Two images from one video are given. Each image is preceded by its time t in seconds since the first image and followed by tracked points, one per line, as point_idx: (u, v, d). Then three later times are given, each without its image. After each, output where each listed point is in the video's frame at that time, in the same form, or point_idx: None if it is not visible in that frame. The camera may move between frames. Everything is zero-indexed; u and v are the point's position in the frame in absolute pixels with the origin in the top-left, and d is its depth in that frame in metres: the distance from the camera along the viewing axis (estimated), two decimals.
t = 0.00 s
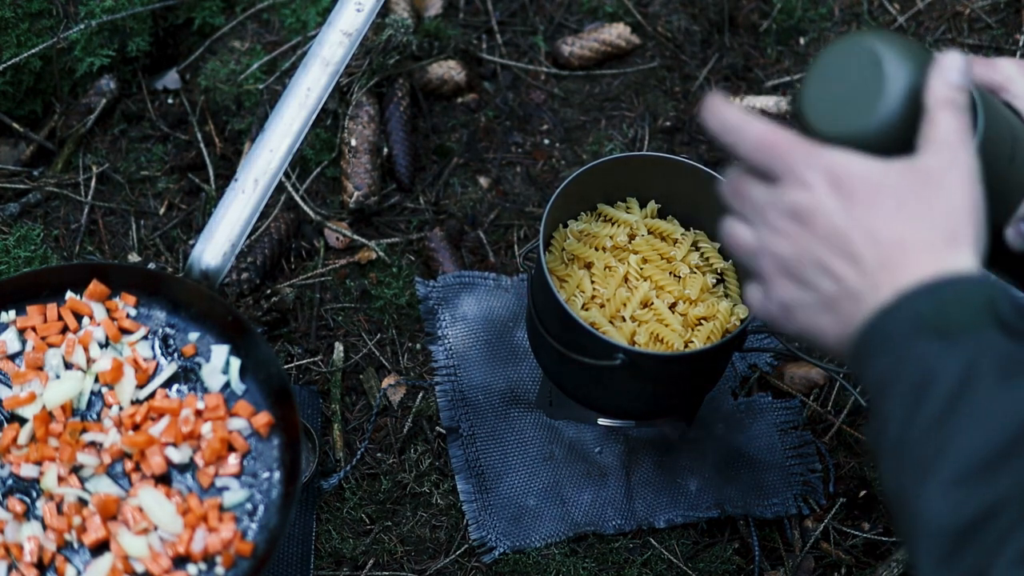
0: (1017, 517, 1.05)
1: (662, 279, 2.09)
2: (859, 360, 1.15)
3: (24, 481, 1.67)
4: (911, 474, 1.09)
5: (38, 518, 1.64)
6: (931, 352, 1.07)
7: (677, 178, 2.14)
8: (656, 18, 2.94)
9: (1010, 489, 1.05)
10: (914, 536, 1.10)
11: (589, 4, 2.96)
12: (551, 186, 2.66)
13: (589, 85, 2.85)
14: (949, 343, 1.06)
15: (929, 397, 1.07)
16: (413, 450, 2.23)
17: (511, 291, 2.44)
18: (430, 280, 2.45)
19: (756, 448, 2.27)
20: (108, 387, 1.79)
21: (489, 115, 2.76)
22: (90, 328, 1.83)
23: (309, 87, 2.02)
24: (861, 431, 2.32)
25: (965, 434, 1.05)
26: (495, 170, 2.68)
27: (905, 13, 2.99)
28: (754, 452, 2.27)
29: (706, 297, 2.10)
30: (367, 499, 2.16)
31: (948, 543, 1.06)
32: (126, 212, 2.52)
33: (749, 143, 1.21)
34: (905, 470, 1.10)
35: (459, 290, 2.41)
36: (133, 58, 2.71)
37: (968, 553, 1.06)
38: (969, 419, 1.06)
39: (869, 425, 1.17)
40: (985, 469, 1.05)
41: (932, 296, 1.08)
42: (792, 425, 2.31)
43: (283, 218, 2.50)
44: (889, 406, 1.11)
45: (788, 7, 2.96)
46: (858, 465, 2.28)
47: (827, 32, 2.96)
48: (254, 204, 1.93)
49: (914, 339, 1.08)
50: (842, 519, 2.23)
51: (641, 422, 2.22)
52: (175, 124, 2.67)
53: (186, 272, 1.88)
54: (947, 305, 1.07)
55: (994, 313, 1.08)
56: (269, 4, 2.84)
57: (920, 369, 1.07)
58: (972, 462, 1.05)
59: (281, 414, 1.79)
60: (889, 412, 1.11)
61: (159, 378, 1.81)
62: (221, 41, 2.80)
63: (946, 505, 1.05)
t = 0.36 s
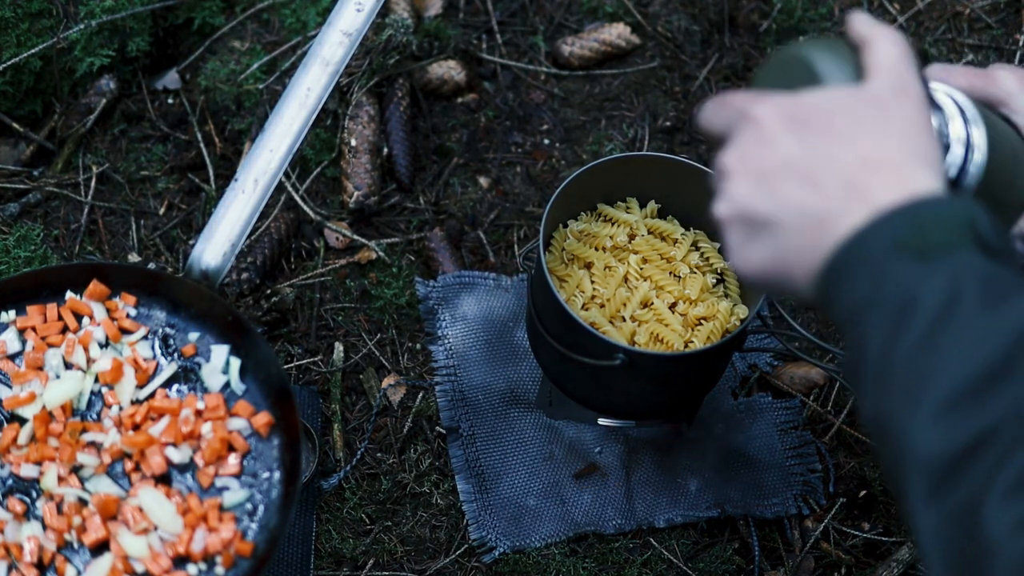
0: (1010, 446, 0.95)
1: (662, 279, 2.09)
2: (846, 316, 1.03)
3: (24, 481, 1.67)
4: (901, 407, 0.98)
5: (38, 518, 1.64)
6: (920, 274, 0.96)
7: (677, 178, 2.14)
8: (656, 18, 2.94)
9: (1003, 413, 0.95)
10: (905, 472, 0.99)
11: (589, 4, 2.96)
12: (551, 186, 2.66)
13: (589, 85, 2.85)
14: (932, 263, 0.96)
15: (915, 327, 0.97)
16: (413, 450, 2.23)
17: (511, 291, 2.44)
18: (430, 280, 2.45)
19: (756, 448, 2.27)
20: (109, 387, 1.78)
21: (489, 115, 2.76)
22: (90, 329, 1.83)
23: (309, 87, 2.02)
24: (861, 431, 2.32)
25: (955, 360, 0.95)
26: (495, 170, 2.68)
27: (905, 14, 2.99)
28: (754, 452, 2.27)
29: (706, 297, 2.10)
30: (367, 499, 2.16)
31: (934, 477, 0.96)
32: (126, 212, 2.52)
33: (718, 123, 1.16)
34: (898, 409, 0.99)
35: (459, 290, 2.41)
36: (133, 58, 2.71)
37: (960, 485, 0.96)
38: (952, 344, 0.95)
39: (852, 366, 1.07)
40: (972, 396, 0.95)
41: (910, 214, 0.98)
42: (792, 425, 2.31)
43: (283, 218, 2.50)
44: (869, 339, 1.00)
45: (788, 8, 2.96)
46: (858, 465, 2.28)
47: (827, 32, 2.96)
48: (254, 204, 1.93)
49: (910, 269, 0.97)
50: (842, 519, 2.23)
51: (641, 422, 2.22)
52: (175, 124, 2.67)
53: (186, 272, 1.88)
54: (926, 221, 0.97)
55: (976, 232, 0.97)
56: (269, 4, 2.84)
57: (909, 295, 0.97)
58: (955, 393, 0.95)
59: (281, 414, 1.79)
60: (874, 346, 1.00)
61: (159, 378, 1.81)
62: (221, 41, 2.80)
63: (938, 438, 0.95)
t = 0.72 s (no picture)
0: None
1: (662, 279, 2.09)
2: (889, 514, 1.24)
3: (24, 481, 1.67)
4: None
5: (38, 518, 1.64)
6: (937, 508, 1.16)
7: (678, 178, 2.14)
8: (656, 18, 2.94)
9: None
10: None
11: (589, 4, 2.96)
12: (551, 186, 2.66)
13: (589, 85, 2.85)
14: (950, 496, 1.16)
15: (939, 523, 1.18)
16: (413, 450, 2.23)
17: (511, 291, 2.44)
18: (430, 280, 2.45)
19: (756, 448, 2.27)
20: (108, 387, 1.78)
21: (489, 115, 2.76)
22: (90, 329, 1.83)
23: (309, 87, 2.02)
24: (861, 431, 2.31)
25: None
26: (495, 170, 2.68)
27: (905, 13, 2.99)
28: (754, 452, 2.27)
29: (706, 297, 2.10)
30: (367, 499, 2.16)
31: None
32: (126, 212, 2.52)
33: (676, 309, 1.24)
34: None
35: (459, 290, 2.41)
36: (133, 58, 2.71)
37: None
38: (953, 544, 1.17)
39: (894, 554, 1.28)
40: None
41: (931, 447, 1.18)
42: (792, 425, 2.31)
43: (283, 217, 2.50)
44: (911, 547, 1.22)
45: (788, 7, 2.96)
46: (858, 465, 2.27)
47: (827, 32, 2.96)
48: (254, 204, 1.93)
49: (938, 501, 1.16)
50: (842, 519, 2.22)
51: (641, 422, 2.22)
52: (175, 125, 2.67)
53: (186, 272, 1.88)
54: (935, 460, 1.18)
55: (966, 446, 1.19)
56: (269, 4, 2.84)
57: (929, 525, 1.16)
58: None
59: (281, 415, 1.79)
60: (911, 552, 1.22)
61: (159, 378, 1.81)
62: (221, 41, 2.80)
63: None
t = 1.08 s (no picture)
0: None
1: (662, 279, 2.09)
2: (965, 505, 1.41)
3: (23, 481, 1.66)
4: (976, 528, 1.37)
5: (38, 518, 1.64)
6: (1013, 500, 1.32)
7: (678, 178, 2.14)
8: (656, 18, 2.94)
9: None
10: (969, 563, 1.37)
11: (589, 4, 2.96)
12: (551, 186, 2.66)
13: (589, 85, 2.85)
14: None
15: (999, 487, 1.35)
16: (413, 450, 2.23)
17: (511, 291, 2.45)
18: (430, 280, 2.45)
19: (756, 448, 2.27)
20: (108, 387, 1.78)
21: (489, 115, 2.76)
22: (90, 328, 1.83)
23: (309, 87, 2.02)
24: (861, 431, 2.32)
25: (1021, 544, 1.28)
26: (495, 170, 2.68)
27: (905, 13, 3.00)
28: (754, 452, 2.27)
29: (706, 297, 2.10)
30: (367, 499, 2.16)
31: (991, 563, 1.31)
32: (126, 211, 2.52)
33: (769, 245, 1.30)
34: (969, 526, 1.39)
35: (459, 290, 2.41)
36: (133, 58, 2.71)
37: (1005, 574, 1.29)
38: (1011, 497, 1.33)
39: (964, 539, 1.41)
40: None
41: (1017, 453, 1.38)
42: (792, 425, 2.31)
43: (283, 217, 2.50)
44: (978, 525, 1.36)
45: (788, 7, 2.96)
46: (858, 465, 2.27)
47: (827, 32, 2.96)
48: (254, 204, 1.93)
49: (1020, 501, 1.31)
50: (842, 519, 2.22)
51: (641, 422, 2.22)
52: (175, 124, 2.67)
53: (186, 272, 1.88)
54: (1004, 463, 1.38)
55: None
56: (269, 4, 2.84)
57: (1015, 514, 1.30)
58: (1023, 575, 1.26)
59: (281, 415, 1.79)
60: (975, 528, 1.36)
61: (159, 378, 1.81)
62: (221, 41, 2.80)
63: None
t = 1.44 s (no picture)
0: (1013, 470, 1.02)
1: (662, 279, 2.09)
2: (893, 309, 1.18)
3: (24, 481, 1.66)
4: (926, 420, 1.10)
5: (38, 519, 1.64)
6: (936, 302, 1.10)
7: (678, 178, 2.14)
8: (656, 19, 2.94)
9: (1011, 437, 1.02)
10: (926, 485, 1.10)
11: (589, 4, 2.96)
12: (551, 186, 2.66)
13: (589, 85, 2.85)
14: (969, 296, 1.08)
15: (932, 348, 1.10)
16: (413, 450, 2.23)
17: (511, 291, 2.44)
18: (430, 280, 2.45)
19: (756, 448, 2.27)
20: (108, 387, 1.78)
21: (489, 115, 2.76)
22: (90, 328, 1.83)
23: (310, 87, 2.02)
24: (861, 431, 2.32)
25: (977, 381, 1.05)
26: (495, 170, 2.68)
27: (905, 14, 3.00)
28: (754, 451, 2.27)
29: (706, 297, 2.10)
30: (367, 499, 2.16)
31: (953, 482, 1.05)
32: (126, 212, 2.52)
33: (888, 102, 1.38)
34: (921, 413, 1.11)
35: (459, 290, 2.41)
36: (133, 58, 2.71)
37: (976, 491, 1.04)
38: (915, 311, 1.13)
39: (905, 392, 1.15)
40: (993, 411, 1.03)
41: (948, 250, 1.12)
42: (792, 425, 2.31)
43: (283, 218, 2.50)
44: (911, 353, 1.13)
45: (788, 7, 2.96)
46: (858, 465, 2.27)
47: (827, 32, 2.96)
48: (254, 204, 1.93)
49: (935, 284, 1.10)
50: (842, 519, 2.22)
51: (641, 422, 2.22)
52: (175, 124, 2.67)
53: (186, 272, 1.88)
54: (969, 255, 1.10)
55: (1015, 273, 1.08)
56: (270, 4, 2.84)
57: (936, 318, 1.09)
58: (982, 407, 1.04)
59: (281, 415, 1.79)
60: (914, 358, 1.13)
61: (159, 378, 1.81)
62: (221, 41, 2.80)
63: (955, 440, 1.05)
